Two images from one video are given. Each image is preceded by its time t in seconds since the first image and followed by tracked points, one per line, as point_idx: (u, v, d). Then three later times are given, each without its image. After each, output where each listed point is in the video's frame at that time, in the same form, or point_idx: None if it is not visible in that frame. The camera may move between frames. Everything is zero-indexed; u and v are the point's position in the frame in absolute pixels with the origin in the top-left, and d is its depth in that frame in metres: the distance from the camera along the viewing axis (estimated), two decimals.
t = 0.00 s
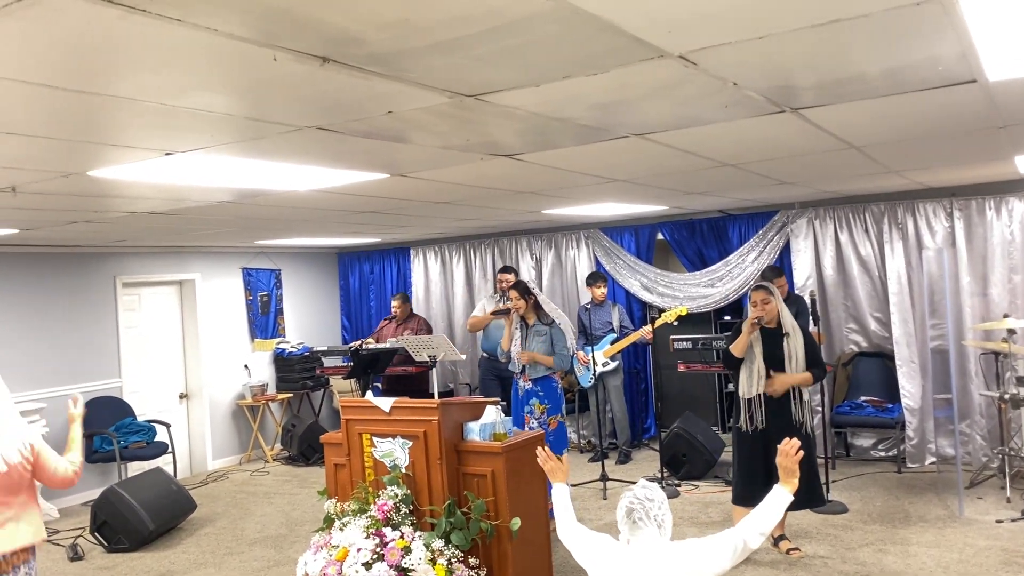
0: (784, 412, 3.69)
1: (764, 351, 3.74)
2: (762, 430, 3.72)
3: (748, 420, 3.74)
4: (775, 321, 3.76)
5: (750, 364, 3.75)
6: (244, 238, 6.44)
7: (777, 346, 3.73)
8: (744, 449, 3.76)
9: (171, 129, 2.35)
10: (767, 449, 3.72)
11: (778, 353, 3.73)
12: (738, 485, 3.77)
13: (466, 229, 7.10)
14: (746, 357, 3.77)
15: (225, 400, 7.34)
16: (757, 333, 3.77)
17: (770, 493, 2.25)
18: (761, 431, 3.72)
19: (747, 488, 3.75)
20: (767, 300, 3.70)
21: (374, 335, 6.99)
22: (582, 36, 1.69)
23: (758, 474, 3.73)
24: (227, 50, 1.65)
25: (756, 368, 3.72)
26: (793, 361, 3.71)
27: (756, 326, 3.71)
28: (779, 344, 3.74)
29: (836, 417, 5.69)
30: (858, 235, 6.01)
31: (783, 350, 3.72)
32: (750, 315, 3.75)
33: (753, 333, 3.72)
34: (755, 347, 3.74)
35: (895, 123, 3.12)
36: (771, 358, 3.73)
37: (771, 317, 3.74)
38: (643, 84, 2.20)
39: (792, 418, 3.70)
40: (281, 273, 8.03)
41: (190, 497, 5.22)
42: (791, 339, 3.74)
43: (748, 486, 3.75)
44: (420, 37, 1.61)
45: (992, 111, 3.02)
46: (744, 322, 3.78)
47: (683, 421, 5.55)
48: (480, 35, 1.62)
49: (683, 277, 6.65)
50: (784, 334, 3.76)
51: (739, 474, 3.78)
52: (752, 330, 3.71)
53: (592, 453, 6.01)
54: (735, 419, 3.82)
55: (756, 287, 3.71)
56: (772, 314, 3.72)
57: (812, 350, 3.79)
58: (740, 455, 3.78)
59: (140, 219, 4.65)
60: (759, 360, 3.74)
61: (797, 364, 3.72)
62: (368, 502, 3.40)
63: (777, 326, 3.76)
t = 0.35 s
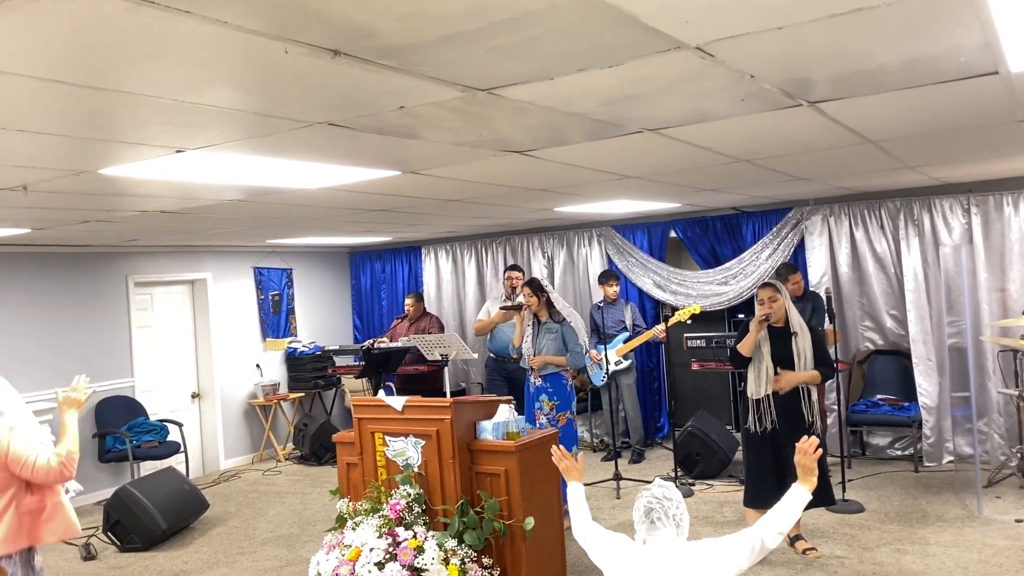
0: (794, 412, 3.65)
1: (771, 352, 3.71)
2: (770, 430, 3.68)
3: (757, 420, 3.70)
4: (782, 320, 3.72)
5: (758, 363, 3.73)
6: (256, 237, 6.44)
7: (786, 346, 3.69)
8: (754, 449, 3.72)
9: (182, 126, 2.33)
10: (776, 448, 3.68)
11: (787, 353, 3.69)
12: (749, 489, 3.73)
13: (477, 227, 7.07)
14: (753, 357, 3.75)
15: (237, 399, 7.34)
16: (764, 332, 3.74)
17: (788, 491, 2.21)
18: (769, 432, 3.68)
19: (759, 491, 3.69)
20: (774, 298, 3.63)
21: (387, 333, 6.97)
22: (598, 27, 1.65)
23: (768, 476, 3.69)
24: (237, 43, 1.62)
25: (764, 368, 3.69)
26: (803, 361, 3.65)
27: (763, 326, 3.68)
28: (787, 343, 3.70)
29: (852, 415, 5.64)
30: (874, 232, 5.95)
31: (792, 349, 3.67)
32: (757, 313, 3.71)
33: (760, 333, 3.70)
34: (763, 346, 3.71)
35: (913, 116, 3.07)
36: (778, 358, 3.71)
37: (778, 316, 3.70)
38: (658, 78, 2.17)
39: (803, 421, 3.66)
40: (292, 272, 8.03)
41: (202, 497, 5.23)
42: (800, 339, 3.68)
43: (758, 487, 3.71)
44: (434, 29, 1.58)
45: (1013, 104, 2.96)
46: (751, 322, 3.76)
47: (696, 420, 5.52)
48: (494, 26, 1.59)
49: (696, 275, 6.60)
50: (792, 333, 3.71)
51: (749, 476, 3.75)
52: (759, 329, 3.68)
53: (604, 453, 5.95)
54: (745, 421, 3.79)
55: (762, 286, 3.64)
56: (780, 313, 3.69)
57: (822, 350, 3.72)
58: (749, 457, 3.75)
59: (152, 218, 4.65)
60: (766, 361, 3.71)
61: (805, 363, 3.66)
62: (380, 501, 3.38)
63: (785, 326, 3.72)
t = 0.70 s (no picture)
0: (789, 405, 3.63)
1: (770, 344, 3.66)
2: (764, 423, 3.66)
3: (750, 412, 3.68)
4: (780, 313, 3.68)
5: (755, 354, 3.68)
6: (268, 232, 6.45)
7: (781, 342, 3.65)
8: (749, 443, 3.70)
9: (193, 117, 2.33)
10: (771, 443, 3.67)
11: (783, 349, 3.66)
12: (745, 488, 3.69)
13: (489, 222, 7.06)
14: (750, 348, 3.69)
15: (250, 393, 7.37)
16: (762, 324, 3.67)
17: (803, 480, 2.16)
18: (764, 425, 3.66)
19: (757, 488, 3.67)
20: (773, 290, 3.61)
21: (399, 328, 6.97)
22: (612, 12, 1.64)
23: (763, 469, 3.68)
24: (249, 31, 1.62)
25: (761, 361, 3.65)
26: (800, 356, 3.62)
27: (762, 317, 3.60)
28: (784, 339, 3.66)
29: (866, 410, 5.60)
30: (889, 225, 5.89)
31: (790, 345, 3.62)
32: (756, 305, 3.63)
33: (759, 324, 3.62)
34: (761, 338, 3.65)
35: (930, 105, 3.03)
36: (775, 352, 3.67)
37: (777, 309, 3.65)
38: (673, 66, 2.15)
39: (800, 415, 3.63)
40: (305, 267, 8.05)
41: (216, 490, 5.25)
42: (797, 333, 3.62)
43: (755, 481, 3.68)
44: (445, 14, 1.57)
45: None
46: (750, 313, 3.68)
47: (708, 415, 5.54)
48: (507, 12, 1.58)
49: (708, 269, 6.57)
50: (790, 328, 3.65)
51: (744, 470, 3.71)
52: (758, 320, 3.60)
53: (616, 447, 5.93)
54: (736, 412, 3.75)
55: (762, 278, 3.62)
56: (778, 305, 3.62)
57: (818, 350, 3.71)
58: (743, 454, 3.72)
59: (165, 212, 4.66)
60: (763, 354, 3.66)
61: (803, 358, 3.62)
62: (393, 494, 3.39)
63: (783, 319, 3.68)
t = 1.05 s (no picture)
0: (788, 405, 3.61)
1: (773, 343, 3.63)
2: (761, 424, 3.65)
3: (749, 412, 3.67)
4: (784, 313, 3.64)
5: (758, 352, 3.65)
6: (280, 226, 6.47)
7: (786, 342, 3.62)
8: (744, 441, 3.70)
9: (209, 110, 2.35)
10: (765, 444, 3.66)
11: (787, 348, 3.62)
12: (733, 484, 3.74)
13: (501, 216, 7.06)
14: (753, 345, 3.66)
15: (263, 387, 7.41)
16: (767, 323, 3.65)
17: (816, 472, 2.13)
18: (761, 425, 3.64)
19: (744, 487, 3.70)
20: (779, 287, 3.58)
21: (410, 322, 6.98)
22: (629, 2, 1.63)
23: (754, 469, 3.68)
24: (266, 23, 1.62)
25: (762, 359, 3.63)
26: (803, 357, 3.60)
27: (767, 314, 3.58)
28: (789, 338, 3.63)
29: (880, 404, 5.57)
30: (903, 219, 5.85)
31: (794, 346, 3.62)
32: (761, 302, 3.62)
33: (764, 322, 3.60)
34: (765, 336, 3.61)
35: (947, 97, 3.00)
36: (778, 351, 3.64)
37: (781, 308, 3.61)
38: (688, 57, 2.14)
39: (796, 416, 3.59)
40: (317, 262, 8.08)
41: (230, 483, 5.29)
42: (800, 333, 3.61)
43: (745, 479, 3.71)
44: (461, 5, 1.57)
45: None
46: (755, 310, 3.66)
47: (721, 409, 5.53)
48: (523, 3, 1.58)
49: (721, 263, 6.55)
50: (794, 327, 3.63)
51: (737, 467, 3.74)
52: (763, 317, 3.58)
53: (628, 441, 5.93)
54: (735, 409, 3.76)
55: (768, 274, 3.60)
56: (784, 302, 3.59)
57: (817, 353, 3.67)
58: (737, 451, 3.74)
59: (179, 206, 4.68)
60: (766, 352, 3.63)
61: (805, 358, 3.62)
62: (407, 487, 3.40)
63: (786, 319, 3.64)
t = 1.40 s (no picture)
0: (797, 400, 3.59)
1: (783, 339, 3.62)
2: (768, 421, 3.62)
3: (758, 408, 3.65)
4: (794, 310, 3.65)
5: (767, 347, 3.65)
6: (290, 221, 6.49)
7: (797, 337, 3.62)
8: (748, 438, 3.69)
9: (221, 102, 2.35)
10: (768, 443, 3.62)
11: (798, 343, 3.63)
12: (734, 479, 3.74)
13: (510, 211, 7.05)
14: (763, 340, 3.66)
15: (273, 382, 7.44)
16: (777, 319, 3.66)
17: (826, 468, 2.10)
18: (767, 423, 3.62)
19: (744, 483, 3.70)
20: (789, 283, 3.61)
21: (419, 317, 6.98)
22: None
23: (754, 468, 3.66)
24: (279, 14, 1.63)
25: (772, 355, 3.62)
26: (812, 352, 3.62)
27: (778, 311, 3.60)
28: (799, 334, 3.64)
29: (890, 400, 5.56)
30: (914, 214, 5.82)
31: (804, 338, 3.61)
32: (770, 299, 3.66)
33: (775, 317, 3.59)
34: (774, 331, 3.61)
35: (960, 90, 2.99)
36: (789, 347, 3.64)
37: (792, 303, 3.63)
38: (701, 50, 2.13)
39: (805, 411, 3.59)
40: (326, 257, 8.09)
41: (240, 477, 5.31)
42: (810, 329, 3.63)
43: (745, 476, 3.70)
44: None
45: None
46: (766, 306, 3.69)
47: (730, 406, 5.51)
48: None
49: (731, 258, 6.53)
50: (803, 324, 3.65)
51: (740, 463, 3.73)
52: (773, 314, 3.58)
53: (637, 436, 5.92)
54: (744, 407, 3.74)
55: (778, 271, 3.62)
56: (794, 298, 3.63)
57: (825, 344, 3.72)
58: (741, 446, 3.73)
59: (189, 201, 4.70)
60: (775, 347, 3.63)
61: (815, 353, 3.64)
62: (417, 481, 3.41)
63: (796, 315, 3.65)
